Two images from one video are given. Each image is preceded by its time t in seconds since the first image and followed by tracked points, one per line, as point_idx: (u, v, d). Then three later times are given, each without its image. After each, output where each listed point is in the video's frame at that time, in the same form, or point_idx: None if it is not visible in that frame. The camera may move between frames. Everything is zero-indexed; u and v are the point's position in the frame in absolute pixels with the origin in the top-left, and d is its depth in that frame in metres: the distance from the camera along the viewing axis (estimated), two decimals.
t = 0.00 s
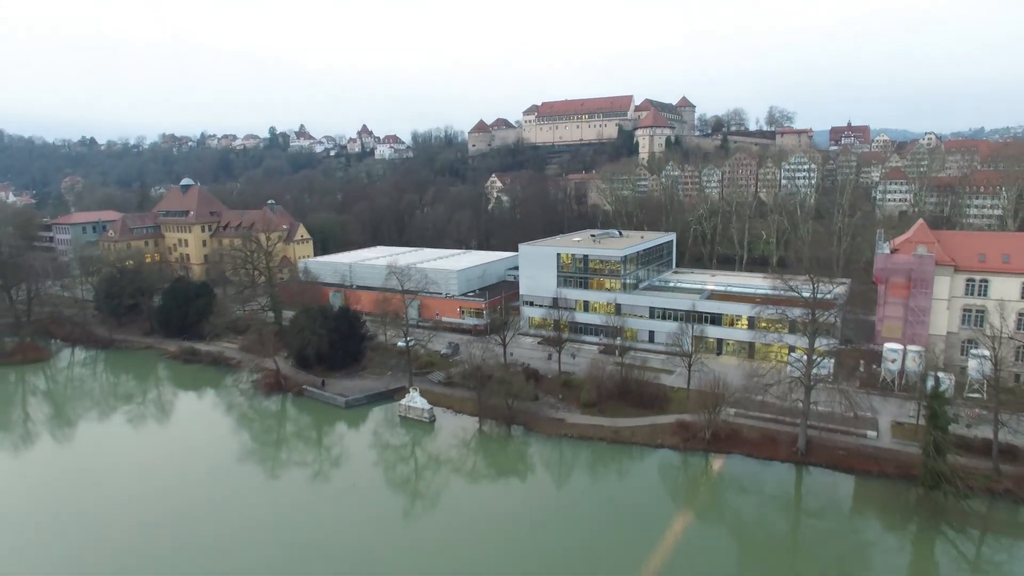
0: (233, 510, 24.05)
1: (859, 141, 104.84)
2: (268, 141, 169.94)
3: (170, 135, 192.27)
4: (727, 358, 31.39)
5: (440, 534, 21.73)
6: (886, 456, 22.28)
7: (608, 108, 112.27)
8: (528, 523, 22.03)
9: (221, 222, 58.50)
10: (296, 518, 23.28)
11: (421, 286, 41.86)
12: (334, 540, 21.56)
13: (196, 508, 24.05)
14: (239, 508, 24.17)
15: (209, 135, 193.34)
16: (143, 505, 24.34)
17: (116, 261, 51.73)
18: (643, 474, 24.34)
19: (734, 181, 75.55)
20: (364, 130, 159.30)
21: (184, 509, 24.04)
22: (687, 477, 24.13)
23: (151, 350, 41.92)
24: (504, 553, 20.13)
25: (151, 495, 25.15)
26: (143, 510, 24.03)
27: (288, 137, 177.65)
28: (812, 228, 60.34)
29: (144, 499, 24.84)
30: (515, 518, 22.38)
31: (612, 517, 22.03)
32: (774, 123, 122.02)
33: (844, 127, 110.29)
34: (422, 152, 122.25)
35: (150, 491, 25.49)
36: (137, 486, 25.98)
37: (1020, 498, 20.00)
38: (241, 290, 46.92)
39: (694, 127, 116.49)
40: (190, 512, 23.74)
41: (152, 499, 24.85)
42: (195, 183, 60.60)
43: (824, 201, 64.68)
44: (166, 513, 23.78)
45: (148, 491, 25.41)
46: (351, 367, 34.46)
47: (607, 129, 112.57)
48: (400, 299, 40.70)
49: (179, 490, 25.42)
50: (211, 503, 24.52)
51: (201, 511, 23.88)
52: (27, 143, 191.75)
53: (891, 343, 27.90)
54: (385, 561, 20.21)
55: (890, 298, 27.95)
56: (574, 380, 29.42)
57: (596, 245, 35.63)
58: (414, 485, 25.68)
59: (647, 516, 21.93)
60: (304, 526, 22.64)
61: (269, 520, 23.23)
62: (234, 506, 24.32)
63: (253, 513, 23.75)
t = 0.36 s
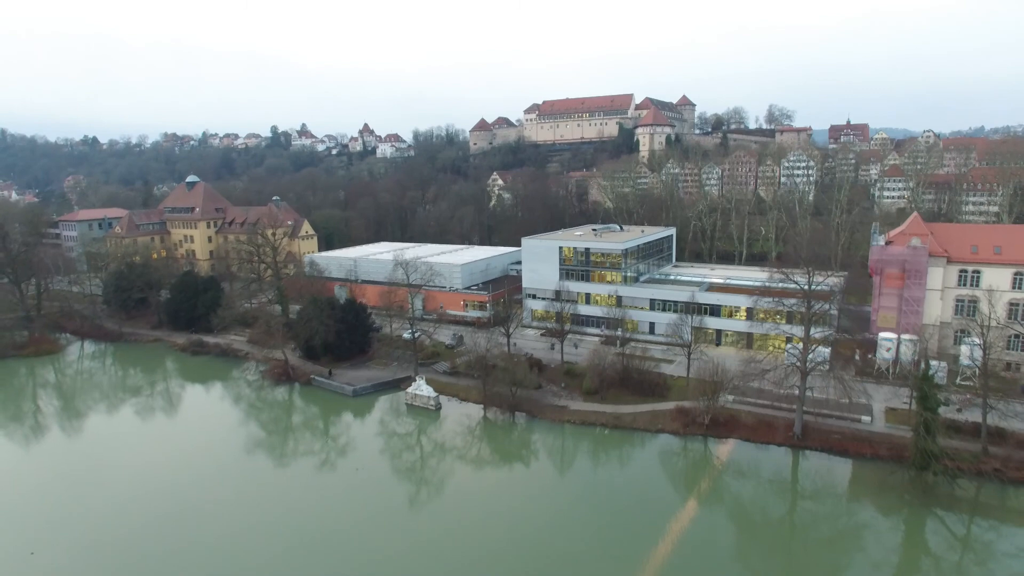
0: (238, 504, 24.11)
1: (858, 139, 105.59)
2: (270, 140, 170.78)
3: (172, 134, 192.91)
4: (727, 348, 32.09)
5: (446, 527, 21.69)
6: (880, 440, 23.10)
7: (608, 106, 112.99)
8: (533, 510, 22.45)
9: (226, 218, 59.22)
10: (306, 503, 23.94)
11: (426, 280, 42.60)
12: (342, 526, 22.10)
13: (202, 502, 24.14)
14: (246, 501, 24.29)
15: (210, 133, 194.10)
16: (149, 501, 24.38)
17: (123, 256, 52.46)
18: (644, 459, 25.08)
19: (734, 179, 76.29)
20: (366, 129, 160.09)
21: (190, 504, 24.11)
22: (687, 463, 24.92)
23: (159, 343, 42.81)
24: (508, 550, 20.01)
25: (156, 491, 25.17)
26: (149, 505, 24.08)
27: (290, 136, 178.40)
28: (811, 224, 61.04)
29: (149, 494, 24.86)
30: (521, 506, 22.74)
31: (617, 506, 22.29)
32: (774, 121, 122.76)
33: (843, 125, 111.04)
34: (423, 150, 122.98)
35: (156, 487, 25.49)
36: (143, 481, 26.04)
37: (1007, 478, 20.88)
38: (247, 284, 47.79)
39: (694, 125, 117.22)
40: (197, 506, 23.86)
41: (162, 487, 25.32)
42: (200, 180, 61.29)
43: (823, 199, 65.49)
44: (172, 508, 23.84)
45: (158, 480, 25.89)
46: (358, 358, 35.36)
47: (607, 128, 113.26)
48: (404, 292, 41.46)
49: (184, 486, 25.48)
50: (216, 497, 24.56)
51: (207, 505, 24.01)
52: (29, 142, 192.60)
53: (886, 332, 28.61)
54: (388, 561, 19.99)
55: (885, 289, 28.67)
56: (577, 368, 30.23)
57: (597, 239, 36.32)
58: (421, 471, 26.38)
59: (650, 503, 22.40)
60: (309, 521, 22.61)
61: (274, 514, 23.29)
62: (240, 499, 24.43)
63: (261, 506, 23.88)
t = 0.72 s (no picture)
0: (239, 501, 23.56)
1: (857, 136, 106.32)
2: (271, 139, 171.35)
3: (173, 134, 193.39)
4: (725, 338, 32.72)
5: (447, 523, 21.29)
6: (875, 423, 23.78)
7: (608, 104, 113.66)
8: (541, 507, 21.92)
9: (230, 214, 59.81)
10: (313, 488, 24.44)
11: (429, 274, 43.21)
12: (350, 509, 22.68)
13: (204, 495, 23.84)
14: (247, 498, 23.72)
15: (211, 132, 194.59)
16: (148, 498, 23.86)
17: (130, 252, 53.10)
18: (645, 444, 25.72)
19: (733, 177, 77.00)
20: (366, 127, 160.70)
21: (190, 500, 23.60)
22: (687, 448, 25.57)
23: (166, 336, 43.50)
24: (511, 551, 19.43)
25: (156, 487, 24.69)
26: (149, 502, 23.56)
27: (290, 135, 179.01)
28: (810, 219, 61.72)
29: (150, 489, 24.47)
30: (525, 499, 22.56)
31: (628, 504, 21.77)
32: (773, 119, 123.47)
33: (842, 123, 111.88)
34: (424, 148, 123.59)
35: (156, 483, 25.02)
36: (144, 476, 25.62)
37: (996, 459, 21.60)
38: (253, 279, 48.51)
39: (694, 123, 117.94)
40: (199, 501, 23.50)
41: (172, 473, 25.79)
42: (204, 177, 61.88)
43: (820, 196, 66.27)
44: (175, 502, 23.50)
45: (168, 467, 26.32)
46: (364, 349, 36.12)
47: (607, 126, 113.88)
48: (408, 286, 42.12)
49: (185, 482, 25.00)
50: (218, 493, 24.05)
51: (208, 501, 23.49)
52: (31, 141, 193.06)
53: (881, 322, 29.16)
54: (388, 561, 19.39)
55: (881, 279, 29.10)
56: (578, 357, 30.94)
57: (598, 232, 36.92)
58: (425, 456, 27.05)
59: (653, 488, 22.81)
60: (309, 521, 21.91)
61: (275, 511, 22.64)
62: (241, 496, 23.89)
63: (262, 503, 23.30)
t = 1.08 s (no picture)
0: (241, 500, 23.13)
1: (855, 134, 106.85)
2: (271, 138, 171.67)
3: (172, 133, 193.57)
4: (724, 329, 33.16)
5: (442, 524, 20.81)
6: (871, 409, 24.32)
7: (608, 102, 114.05)
8: (545, 506, 21.50)
9: (232, 211, 60.22)
10: (319, 478, 24.82)
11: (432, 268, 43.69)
12: (352, 498, 22.99)
13: (212, 486, 24.19)
14: (252, 491, 23.82)
15: (211, 131, 194.89)
16: (151, 493, 23.84)
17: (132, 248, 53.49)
18: (645, 432, 26.17)
19: (732, 174, 77.51)
20: (366, 126, 161.00)
21: (191, 500, 23.23)
22: (686, 436, 26.06)
23: (171, 330, 44.00)
24: (511, 553, 18.99)
25: (156, 486, 24.34)
26: (157, 492, 23.91)
27: (290, 134, 179.43)
28: (808, 214, 62.15)
29: (159, 480, 24.82)
30: (526, 495, 22.31)
31: (631, 503, 21.35)
32: (772, 117, 124.01)
33: (840, 121, 112.48)
34: (424, 146, 123.92)
35: (156, 483, 24.66)
36: (144, 475, 25.27)
37: (987, 441, 22.18)
38: (256, 273, 48.96)
39: (692, 121, 118.46)
40: (206, 492, 23.81)
41: (179, 464, 26.17)
42: (206, 173, 62.28)
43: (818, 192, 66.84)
44: (182, 492, 23.84)
45: (174, 458, 26.71)
46: (367, 341, 36.77)
47: (606, 123, 114.29)
48: (410, 279, 42.65)
49: (185, 481, 24.64)
50: (219, 493, 23.68)
51: (212, 496, 23.52)
52: (31, 140, 193.32)
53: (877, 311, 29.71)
54: (392, 548, 19.63)
55: (878, 270, 29.84)
56: (579, 348, 31.58)
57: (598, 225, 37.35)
58: (427, 445, 27.47)
59: (653, 475, 23.23)
60: (310, 521, 21.49)
61: (275, 511, 22.20)
62: (242, 495, 23.47)
63: (263, 503, 22.88)
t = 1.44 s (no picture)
0: (240, 497, 23.00)
1: (853, 131, 107.19)
2: (271, 137, 171.83)
3: (172, 133, 193.68)
4: (723, 321, 33.45)
5: (442, 519, 20.76)
6: (868, 396, 24.66)
7: (607, 100, 114.33)
8: (548, 499, 21.47)
9: (233, 207, 60.47)
10: (323, 468, 25.10)
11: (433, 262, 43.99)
12: (353, 490, 23.15)
13: (217, 478, 24.45)
14: (257, 483, 24.05)
15: (210, 130, 195.00)
16: (157, 485, 24.12)
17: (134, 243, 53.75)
18: (645, 422, 26.45)
19: (730, 172, 77.85)
20: (365, 125, 161.23)
21: (191, 497, 23.12)
22: (685, 423, 26.39)
23: (173, 324, 44.29)
24: (511, 550, 18.79)
25: (161, 478, 24.60)
26: (162, 484, 24.16)
27: (290, 133, 179.62)
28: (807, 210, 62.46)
29: (164, 473, 25.05)
30: (528, 487, 22.39)
31: (632, 499, 21.15)
32: (771, 115, 124.31)
33: (838, 119, 112.88)
34: (424, 144, 124.17)
35: (161, 475, 24.91)
36: (145, 472, 25.19)
37: (983, 426, 22.55)
38: (257, 268, 49.25)
39: (691, 119, 118.79)
40: (211, 483, 24.07)
41: (184, 456, 26.46)
42: (206, 170, 62.53)
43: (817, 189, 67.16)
44: (187, 484, 24.09)
45: (179, 451, 26.99)
46: (368, 333, 37.16)
47: (605, 122, 114.57)
48: (411, 274, 42.97)
49: (190, 474, 24.89)
50: (219, 490, 23.53)
51: (217, 487, 23.77)
52: (31, 140, 193.52)
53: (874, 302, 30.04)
54: (397, 537, 19.86)
55: (874, 261, 30.26)
56: (579, 339, 31.96)
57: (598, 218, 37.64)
58: (429, 436, 27.72)
59: (653, 464, 23.49)
60: (313, 513, 21.57)
61: (276, 508, 22.05)
62: (241, 493, 23.25)
63: (263, 500, 22.71)
